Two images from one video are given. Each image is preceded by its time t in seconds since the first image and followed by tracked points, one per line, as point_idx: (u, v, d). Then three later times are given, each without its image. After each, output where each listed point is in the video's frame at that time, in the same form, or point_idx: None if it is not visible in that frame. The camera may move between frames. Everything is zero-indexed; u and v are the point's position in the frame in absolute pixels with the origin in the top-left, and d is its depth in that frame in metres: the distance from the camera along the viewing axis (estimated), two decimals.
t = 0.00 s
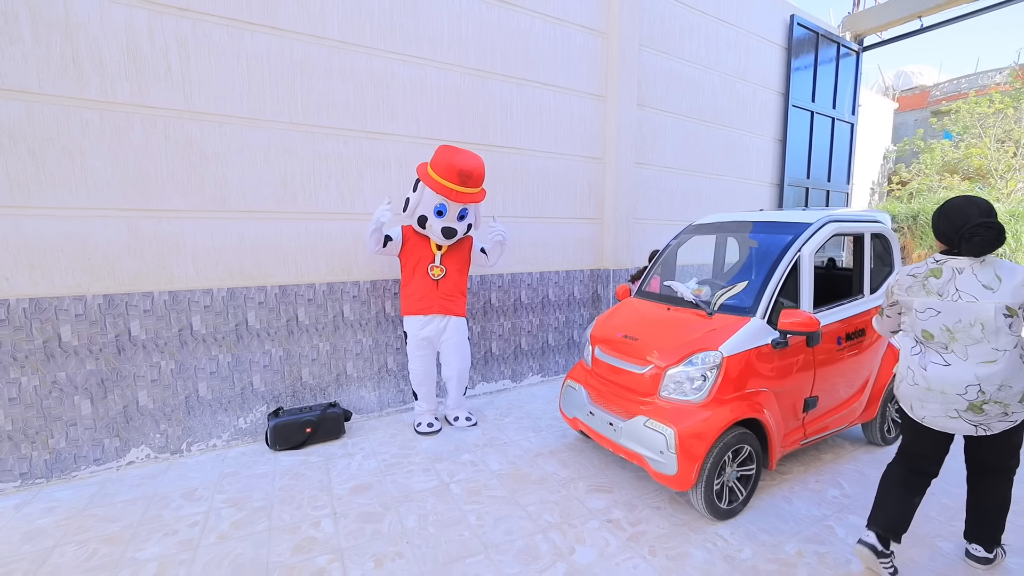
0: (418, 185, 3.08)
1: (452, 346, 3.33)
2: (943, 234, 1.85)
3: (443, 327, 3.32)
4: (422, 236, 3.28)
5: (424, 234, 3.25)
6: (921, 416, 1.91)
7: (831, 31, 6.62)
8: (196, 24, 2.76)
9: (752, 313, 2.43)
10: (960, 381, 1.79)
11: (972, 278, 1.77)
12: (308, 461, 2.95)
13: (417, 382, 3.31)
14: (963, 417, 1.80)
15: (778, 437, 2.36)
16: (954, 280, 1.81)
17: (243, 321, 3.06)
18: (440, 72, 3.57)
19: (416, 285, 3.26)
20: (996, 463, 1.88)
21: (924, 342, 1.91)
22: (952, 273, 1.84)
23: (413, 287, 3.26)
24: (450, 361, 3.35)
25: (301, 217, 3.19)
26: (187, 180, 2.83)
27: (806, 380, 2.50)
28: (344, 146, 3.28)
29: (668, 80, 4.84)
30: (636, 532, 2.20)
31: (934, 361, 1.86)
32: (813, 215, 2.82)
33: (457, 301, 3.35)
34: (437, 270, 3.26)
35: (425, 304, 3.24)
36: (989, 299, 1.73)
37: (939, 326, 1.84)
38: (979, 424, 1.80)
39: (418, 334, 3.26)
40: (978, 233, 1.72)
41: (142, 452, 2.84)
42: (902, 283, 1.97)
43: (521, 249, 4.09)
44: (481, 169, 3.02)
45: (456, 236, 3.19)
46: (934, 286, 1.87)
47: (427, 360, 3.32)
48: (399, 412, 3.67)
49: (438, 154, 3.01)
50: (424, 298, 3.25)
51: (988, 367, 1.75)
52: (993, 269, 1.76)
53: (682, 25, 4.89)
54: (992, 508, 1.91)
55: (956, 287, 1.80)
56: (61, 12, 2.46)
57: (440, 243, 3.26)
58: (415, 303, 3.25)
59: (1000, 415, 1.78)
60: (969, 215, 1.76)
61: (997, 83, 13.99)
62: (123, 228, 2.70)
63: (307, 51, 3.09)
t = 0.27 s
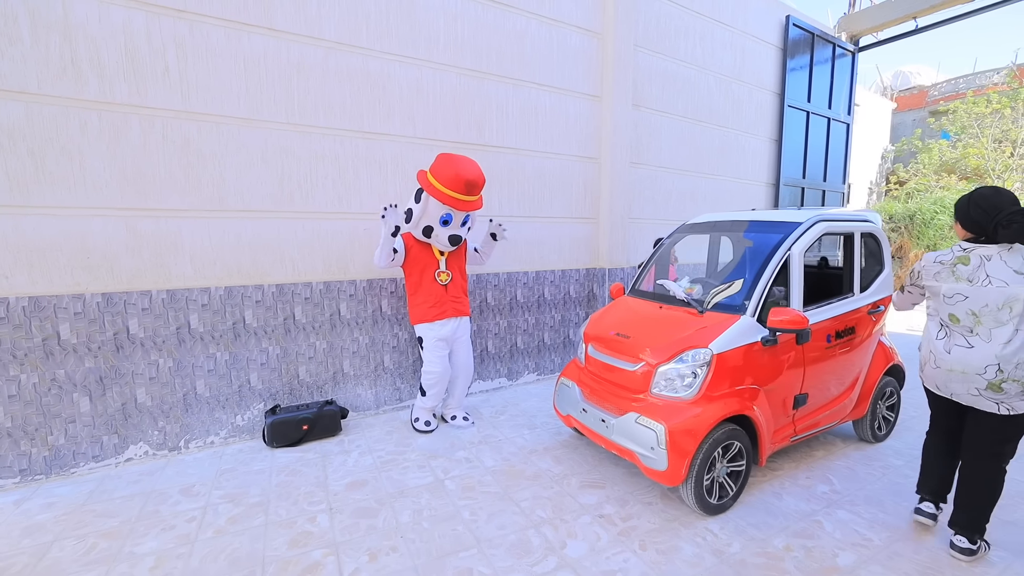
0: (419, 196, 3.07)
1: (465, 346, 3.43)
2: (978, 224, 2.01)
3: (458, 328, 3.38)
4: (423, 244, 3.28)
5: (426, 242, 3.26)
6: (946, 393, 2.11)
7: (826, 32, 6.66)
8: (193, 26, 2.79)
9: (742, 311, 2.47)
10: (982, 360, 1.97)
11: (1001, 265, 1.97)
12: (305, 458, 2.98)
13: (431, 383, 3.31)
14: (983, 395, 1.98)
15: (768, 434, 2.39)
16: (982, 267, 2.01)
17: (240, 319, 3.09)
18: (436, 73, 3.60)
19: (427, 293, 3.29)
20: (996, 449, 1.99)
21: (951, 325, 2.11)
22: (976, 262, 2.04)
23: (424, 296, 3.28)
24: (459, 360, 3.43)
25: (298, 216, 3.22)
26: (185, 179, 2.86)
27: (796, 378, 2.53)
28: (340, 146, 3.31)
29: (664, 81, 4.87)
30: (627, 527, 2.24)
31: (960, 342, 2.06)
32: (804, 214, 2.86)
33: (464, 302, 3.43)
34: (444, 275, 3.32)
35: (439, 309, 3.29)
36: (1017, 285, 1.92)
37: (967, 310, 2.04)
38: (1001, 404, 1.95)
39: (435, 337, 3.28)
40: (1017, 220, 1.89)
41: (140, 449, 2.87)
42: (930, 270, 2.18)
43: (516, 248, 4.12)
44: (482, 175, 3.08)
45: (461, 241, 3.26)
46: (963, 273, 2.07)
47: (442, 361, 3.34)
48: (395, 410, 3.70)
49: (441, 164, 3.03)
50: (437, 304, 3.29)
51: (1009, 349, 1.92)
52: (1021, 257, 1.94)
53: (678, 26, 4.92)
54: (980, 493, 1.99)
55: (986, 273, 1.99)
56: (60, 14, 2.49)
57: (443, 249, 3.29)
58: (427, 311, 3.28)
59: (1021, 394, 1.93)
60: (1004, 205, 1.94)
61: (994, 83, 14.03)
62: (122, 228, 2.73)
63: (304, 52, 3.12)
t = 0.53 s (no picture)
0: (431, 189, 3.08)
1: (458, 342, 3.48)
2: (985, 232, 2.07)
3: (453, 324, 3.43)
4: (424, 239, 3.26)
5: (427, 237, 3.25)
6: (951, 390, 2.16)
7: (824, 33, 6.68)
8: (192, 27, 2.81)
9: (736, 311, 2.49)
10: (987, 358, 2.02)
11: (1007, 268, 2.00)
12: (303, 456, 3.00)
13: (422, 380, 3.32)
14: (986, 390, 2.04)
15: (762, 432, 2.41)
16: (989, 270, 2.04)
17: (239, 318, 3.11)
18: (434, 74, 3.62)
19: (427, 288, 3.29)
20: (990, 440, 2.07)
21: (957, 325, 2.14)
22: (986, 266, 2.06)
23: (425, 290, 3.28)
24: (454, 356, 3.46)
25: (297, 216, 3.24)
26: (184, 179, 2.88)
27: (789, 376, 2.55)
28: (339, 147, 3.33)
29: (661, 81, 4.90)
30: (621, 524, 2.26)
31: (965, 341, 2.10)
32: (798, 214, 2.88)
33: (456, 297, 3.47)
34: (444, 270, 3.35)
35: (440, 303, 3.31)
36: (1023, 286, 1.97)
37: (974, 310, 2.07)
38: (1003, 397, 2.02)
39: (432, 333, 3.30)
40: (1023, 229, 1.96)
41: (139, 447, 2.89)
42: (939, 273, 2.18)
43: (514, 248, 4.14)
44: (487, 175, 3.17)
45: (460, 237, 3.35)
46: (971, 276, 2.09)
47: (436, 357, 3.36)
48: (393, 409, 3.73)
49: (453, 160, 3.06)
50: (436, 299, 3.29)
51: (1012, 347, 1.99)
52: None
53: (675, 26, 4.94)
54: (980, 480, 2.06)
55: (994, 276, 2.02)
56: (60, 15, 2.50)
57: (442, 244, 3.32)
58: (429, 306, 3.27)
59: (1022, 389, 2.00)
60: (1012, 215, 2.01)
61: (993, 84, 14.04)
62: (121, 228, 2.75)
63: (302, 53, 3.14)
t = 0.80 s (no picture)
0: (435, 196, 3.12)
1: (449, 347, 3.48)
2: (985, 236, 2.23)
3: (443, 328, 3.45)
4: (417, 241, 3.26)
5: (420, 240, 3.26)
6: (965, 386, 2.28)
7: (821, 34, 6.70)
8: (190, 28, 2.82)
9: (731, 311, 2.50)
10: (1003, 355, 2.16)
11: (1012, 270, 2.15)
12: (300, 456, 3.01)
13: (413, 386, 3.32)
14: (1005, 383, 2.18)
15: (756, 431, 2.43)
16: (997, 272, 2.17)
17: (236, 318, 3.12)
18: (431, 75, 3.64)
19: (420, 292, 3.29)
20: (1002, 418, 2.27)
21: (967, 325, 2.25)
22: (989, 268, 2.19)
23: (418, 295, 3.28)
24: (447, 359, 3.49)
25: (294, 216, 3.26)
26: (181, 180, 2.88)
27: (784, 375, 2.56)
28: (336, 147, 3.34)
29: (658, 82, 4.91)
30: (617, 522, 2.27)
31: (979, 340, 2.21)
32: (793, 215, 2.89)
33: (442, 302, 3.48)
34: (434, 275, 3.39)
35: (431, 307, 3.34)
36: None
37: (986, 311, 2.19)
38: (1018, 389, 2.19)
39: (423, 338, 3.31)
40: (1022, 234, 2.11)
41: (137, 447, 2.90)
42: (948, 277, 2.29)
43: (511, 248, 4.15)
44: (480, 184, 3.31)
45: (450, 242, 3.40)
46: (979, 278, 2.21)
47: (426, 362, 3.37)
48: (391, 408, 3.74)
49: (456, 168, 3.16)
50: (425, 303, 3.30)
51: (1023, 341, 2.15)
52: None
53: (672, 27, 4.96)
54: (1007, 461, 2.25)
55: (1002, 277, 2.16)
56: (57, 16, 2.51)
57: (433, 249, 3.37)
58: (421, 311, 3.27)
59: None
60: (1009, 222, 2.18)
61: (990, 84, 14.08)
62: (118, 228, 2.76)
63: (299, 54, 3.15)
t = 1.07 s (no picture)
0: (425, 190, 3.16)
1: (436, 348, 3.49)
2: (998, 229, 2.28)
3: (431, 326, 3.44)
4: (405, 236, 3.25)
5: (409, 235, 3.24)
6: (999, 379, 2.26)
7: (808, 36, 6.78)
8: (172, 24, 2.77)
9: (719, 310, 2.51)
10: None
11: None
12: (287, 459, 2.97)
13: (399, 383, 3.32)
14: None
15: (744, 431, 2.44)
16: (1012, 262, 2.25)
17: (221, 319, 3.07)
18: (420, 73, 3.61)
19: (411, 288, 3.28)
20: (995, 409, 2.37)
21: (996, 316, 2.25)
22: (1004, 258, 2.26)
23: (409, 291, 3.27)
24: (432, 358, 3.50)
25: (281, 216, 3.21)
26: (164, 178, 2.83)
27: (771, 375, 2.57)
28: (323, 146, 3.31)
29: (648, 82, 4.93)
30: (605, 522, 2.27)
31: (1010, 330, 2.23)
32: (781, 214, 2.91)
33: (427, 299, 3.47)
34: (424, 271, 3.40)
35: (421, 303, 3.34)
36: None
37: (1011, 301, 2.23)
38: None
39: (412, 335, 3.28)
40: None
41: (118, 451, 2.84)
42: (974, 270, 2.27)
43: (501, 248, 4.14)
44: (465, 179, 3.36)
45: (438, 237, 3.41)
46: (1000, 269, 2.25)
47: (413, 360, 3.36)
48: (379, 410, 3.71)
49: (442, 161, 3.21)
50: (412, 299, 3.28)
51: None
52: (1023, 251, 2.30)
53: (661, 28, 4.98)
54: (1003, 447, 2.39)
55: (1019, 267, 2.24)
56: (34, 11, 2.45)
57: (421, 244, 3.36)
58: (412, 307, 3.26)
59: None
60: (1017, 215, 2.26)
61: (973, 87, 14.35)
62: (98, 227, 2.69)
63: (285, 51, 3.11)
